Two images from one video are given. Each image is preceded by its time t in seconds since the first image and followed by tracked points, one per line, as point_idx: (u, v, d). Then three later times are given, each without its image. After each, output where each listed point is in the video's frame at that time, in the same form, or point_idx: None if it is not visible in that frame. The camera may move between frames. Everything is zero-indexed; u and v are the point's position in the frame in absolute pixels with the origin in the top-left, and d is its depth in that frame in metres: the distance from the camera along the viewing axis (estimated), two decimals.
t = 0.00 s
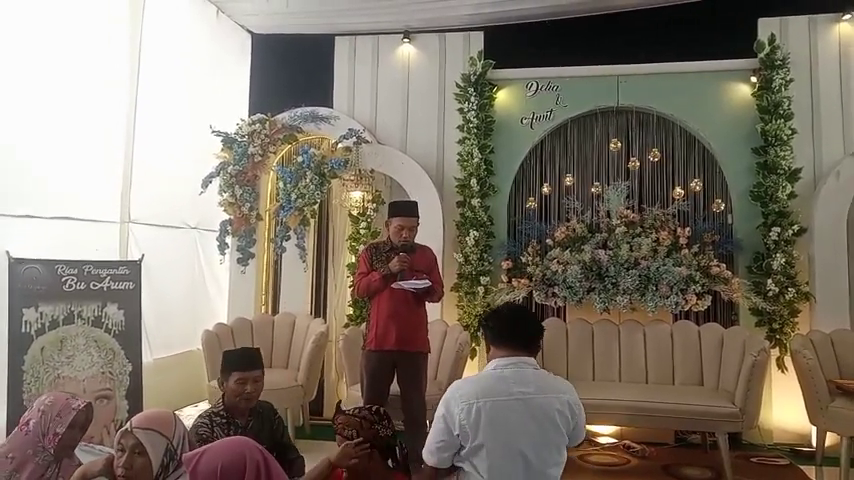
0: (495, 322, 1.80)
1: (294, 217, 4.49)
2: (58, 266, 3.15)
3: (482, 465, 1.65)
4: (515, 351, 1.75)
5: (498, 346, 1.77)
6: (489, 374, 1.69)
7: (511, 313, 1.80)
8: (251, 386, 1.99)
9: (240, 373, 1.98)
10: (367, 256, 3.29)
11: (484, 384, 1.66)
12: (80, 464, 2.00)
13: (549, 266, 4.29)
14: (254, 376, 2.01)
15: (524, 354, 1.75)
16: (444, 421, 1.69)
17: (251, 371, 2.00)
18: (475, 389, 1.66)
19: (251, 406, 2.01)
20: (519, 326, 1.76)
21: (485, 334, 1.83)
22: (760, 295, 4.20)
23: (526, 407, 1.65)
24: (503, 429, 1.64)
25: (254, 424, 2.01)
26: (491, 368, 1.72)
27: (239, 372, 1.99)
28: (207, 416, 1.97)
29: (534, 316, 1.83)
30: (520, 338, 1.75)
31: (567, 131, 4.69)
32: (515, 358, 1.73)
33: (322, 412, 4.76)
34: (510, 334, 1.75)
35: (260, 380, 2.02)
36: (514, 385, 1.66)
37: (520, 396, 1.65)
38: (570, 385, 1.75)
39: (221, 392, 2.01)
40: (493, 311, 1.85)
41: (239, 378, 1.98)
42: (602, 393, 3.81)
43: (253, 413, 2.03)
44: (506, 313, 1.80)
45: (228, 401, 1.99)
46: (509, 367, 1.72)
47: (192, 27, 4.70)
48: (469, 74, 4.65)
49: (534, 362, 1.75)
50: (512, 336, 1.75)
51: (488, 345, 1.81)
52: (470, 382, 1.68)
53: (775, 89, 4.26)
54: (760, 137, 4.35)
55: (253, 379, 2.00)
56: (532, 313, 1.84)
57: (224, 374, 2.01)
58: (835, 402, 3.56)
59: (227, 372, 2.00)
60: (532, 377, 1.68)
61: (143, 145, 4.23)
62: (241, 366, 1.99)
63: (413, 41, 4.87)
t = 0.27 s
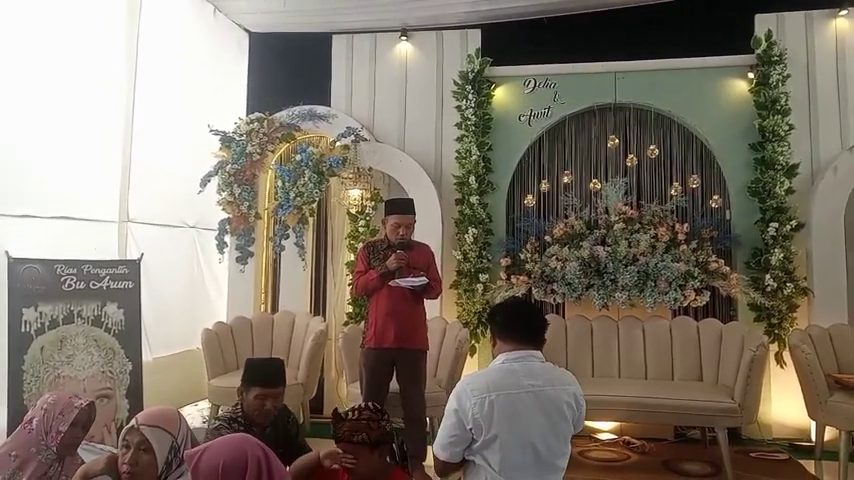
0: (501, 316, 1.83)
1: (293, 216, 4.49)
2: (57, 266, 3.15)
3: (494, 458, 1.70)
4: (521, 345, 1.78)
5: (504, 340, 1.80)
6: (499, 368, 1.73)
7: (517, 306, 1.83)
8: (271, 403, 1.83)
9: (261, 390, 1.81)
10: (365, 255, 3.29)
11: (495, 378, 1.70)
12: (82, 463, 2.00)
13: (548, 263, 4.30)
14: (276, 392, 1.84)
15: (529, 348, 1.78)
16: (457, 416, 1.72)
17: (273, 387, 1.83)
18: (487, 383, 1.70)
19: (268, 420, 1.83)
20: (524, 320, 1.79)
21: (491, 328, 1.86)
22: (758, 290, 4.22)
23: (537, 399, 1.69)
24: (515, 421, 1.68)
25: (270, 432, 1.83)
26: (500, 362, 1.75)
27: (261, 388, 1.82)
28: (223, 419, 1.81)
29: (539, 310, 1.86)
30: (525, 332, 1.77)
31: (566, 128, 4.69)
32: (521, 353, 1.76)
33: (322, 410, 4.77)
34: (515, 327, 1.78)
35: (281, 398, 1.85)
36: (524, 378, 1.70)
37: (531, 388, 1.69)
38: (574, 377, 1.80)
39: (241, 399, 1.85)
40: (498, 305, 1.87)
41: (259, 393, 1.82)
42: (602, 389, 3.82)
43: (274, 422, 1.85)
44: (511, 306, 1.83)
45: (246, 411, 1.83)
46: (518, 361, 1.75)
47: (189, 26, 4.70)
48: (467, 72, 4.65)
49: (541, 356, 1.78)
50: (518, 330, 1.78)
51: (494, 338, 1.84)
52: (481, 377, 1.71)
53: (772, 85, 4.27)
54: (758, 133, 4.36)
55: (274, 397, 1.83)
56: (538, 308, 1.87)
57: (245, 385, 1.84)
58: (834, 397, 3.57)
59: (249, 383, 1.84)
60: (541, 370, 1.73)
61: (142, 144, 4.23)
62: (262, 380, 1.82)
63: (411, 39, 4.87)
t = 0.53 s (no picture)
0: (506, 314, 1.83)
1: (296, 214, 4.49)
2: (62, 264, 3.16)
3: (499, 454, 1.70)
4: (526, 343, 1.78)
5: (510, 337, 1.80)
6: (504, 364, 1.73)
7: (522, 304, 1.83)
8: (289, 415, 1.89)
9: (279, 401, 1.88)
10: (366, 253, 3.30)
11: (500, 375, 1.70)
12: (87, 460, 2.00)
13: (551, 262, 4.30)
14: (295, 404, 1.90)
15: (534, 345, 1.79)
16: (462, 412, 1.73)
17: (292, 401, 1.89)
18: (492, 379, 1.70)
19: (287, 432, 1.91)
20: (529, 317, 1.80)
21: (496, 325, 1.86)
22: (762, 288, 4.21)
23: (542, 396, 1.69)
24: (520, 418, 1.68)
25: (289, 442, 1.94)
26: (505, 359, 1.75)
27: (279, 400, 1.88)
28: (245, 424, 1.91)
29: (543, 308, 1.87)
30: (530, 329, 1.78)
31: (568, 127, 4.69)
32: (528, 350, 1.76)
33: (325, 409, 4.77)
34: (520, 324, 1.78)
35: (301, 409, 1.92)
36: (529, 375, 1.70)
37: (536, 386, 1.69)
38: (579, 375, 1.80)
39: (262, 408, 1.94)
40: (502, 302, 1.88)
41: (278, 405, 1.89)
42: (605, 388, 3.82)
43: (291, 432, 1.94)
44: (516, 304, 1.83)
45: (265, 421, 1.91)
46: (524, 357, 1.75)
47: (192, 24, 4.70)
48: (469, 70, 4.64)
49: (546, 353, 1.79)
50: (523, 327, 1.78)
51: (499, 336, 1.84)
52: (486, 373, 1.72)
53: (776, 83, 4.26)
54: (761, 131, 4.35)
55: (293, 408, 1.89)
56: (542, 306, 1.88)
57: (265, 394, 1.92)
58: (838, 395, 3.55)
59: (269, 394, 1.91)
60: (546, 367, 1.73)
61: (145, 143, 4.23)
62: (281, 392, 1.88)
63: (414, 38, 4.88)
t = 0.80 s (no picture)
0: (504, 311, 1.83)
1: (293, 213, 4.49)
2: (58, 262, 3.15)
3: (495, 452, 1.71)
4: (524, 342, 1.79)
5: (507, 336, 1.81)
6: (502, 363, 1.74)
7: (520, 303, 1.83)
8: (292, 415, 1.77)
9: (281, 402, 1.75)
10: (360, 252, 3.31)
11: (497, 373, 1.71)
12: (83, 458, 2.00)
13: (548, 261, 4.31)
14: (297, 404, 1.78)
15: (532, 343, 1.80)
16: (459, 410, 1.73)
17: (295, 400, 1.76)
18: (489, 378, 1.70)
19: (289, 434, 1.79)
20: (527, 316, 1.80)
21: (493, 323, 1.87)
22: (757, 287, 4.23)
23: (539, 394, 1.70)
24: (517, 416, 1.69)
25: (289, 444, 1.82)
26: (503, 357, 1.76)
27: (281, 400, 1.76)
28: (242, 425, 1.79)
29: (541, 305, 1.87)
30: (528, 329, 1.79)
31: (565, 126, 4.70)
32: (526, 348, 1.78)
33: (321, 407, 4.78)
34: (518, 323, 1.79)
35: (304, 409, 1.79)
36: (526, 374, 1.71)
37: (533, 384, 1.70)
38: (575, 373, 1.81)
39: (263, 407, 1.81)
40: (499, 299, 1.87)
41: (280, 405, 1.76)
42: (601, 386, 3.83)
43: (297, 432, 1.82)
44: (513, 302, 1.83)
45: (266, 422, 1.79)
46: (521, 356, 1.76)
47: (189, 23, 4.70)
48: (466, 69, 4.65)
49: (543, 351, 1.80)
50: (521, 326, 1.79)
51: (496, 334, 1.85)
52: (484, 371, 1.73)
53: (772, 83, 4.27)
54: (757, 131, 4.37)
55: (295, 409, 1.77)
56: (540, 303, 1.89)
57: (266, 395, 1.79)
58: (832, 394, 3.57)
59: (270, 393, 1.79)
60: (543, 366, 1.74)
61: (142, 141, 4.22)
62: (283, 392, 1.76)
63: (411, 37, 4.88)
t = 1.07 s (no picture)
0: (499, 310, 1.84)
1: (288, 210, 4.49)
2: (53, 258, 3.15)
3: (495, 451, 1.71)
4: (519, 340, 1.80)
5: (502, 334, 1.81)
6: (501, 361, 1.74)
7: (515, 301, 1.83)
8: (294, 423, 1.69)
9: (282, 408, 1.67)
10: (353, 251, 3.30)
11: (497, 371, 1.72)
12: (77, 454, 2.00)
13: (543, 259, 4.32)
14: (299, 411, 1.69)
15: (528, 341, 1.80)
16: (459, 408, 1.73)
17: (298, 407, 1.68)
18: (489, 375, 1.71)
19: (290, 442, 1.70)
20: (522, 314, 1.81)
21: (488, 321, 1.87)
22: (751, 287, 4.25)
23: (537, 392, 1.71)
24: (517, 414, 1.69)
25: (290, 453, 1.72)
26: (500, 355, 1.77)
27: (282, 406, 1.67)
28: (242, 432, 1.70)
29: (535, 303, 1.88)
30: (523, 327, 1.80)
31: (561, 125, 4.71)
32: (523, 346, 1.78)
33: (316, 405, 4.78)
34: (513, 321, 1.80)
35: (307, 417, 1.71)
36: (524, 371, 1.72)
37: (532, 382, 1.71)
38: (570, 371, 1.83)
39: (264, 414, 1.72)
40: (494, 297, 1.88)
41: (283, 413, 1.68)
42: (596, 385, 3.85)
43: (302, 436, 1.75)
44: (508, 300, 1.83)
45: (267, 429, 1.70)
46: (519, 354, 1.77)
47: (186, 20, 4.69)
48: (463, 68, 4.65)
49: (539, 348, 1.81)
50: (516, 324, 1.79)
51: (491, 333, 1.85)
52: (483, 369, 1.73)
53: (767, 84, 4.29)
54: (753, 131, 4.38)
55: (297, 416, 1.68)
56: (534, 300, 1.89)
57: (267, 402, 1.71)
58: (826, 393, 3.59)
59: (271, 400, 1.70)
60: (540, 364, 1.75)
61: (138, 138, 4.22)
62: (284, 400, 1.67)
63: (408, 35, 4.88)
